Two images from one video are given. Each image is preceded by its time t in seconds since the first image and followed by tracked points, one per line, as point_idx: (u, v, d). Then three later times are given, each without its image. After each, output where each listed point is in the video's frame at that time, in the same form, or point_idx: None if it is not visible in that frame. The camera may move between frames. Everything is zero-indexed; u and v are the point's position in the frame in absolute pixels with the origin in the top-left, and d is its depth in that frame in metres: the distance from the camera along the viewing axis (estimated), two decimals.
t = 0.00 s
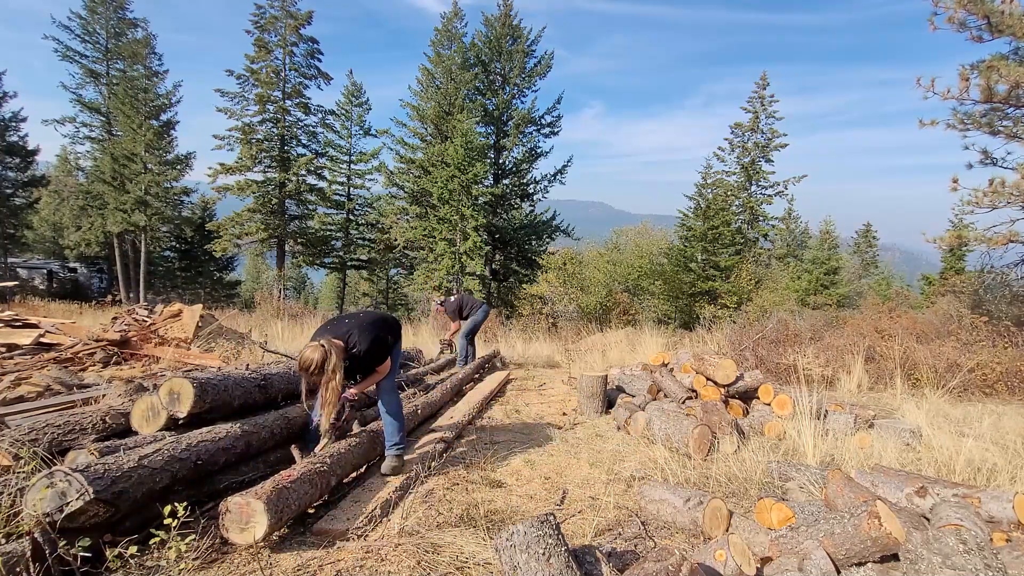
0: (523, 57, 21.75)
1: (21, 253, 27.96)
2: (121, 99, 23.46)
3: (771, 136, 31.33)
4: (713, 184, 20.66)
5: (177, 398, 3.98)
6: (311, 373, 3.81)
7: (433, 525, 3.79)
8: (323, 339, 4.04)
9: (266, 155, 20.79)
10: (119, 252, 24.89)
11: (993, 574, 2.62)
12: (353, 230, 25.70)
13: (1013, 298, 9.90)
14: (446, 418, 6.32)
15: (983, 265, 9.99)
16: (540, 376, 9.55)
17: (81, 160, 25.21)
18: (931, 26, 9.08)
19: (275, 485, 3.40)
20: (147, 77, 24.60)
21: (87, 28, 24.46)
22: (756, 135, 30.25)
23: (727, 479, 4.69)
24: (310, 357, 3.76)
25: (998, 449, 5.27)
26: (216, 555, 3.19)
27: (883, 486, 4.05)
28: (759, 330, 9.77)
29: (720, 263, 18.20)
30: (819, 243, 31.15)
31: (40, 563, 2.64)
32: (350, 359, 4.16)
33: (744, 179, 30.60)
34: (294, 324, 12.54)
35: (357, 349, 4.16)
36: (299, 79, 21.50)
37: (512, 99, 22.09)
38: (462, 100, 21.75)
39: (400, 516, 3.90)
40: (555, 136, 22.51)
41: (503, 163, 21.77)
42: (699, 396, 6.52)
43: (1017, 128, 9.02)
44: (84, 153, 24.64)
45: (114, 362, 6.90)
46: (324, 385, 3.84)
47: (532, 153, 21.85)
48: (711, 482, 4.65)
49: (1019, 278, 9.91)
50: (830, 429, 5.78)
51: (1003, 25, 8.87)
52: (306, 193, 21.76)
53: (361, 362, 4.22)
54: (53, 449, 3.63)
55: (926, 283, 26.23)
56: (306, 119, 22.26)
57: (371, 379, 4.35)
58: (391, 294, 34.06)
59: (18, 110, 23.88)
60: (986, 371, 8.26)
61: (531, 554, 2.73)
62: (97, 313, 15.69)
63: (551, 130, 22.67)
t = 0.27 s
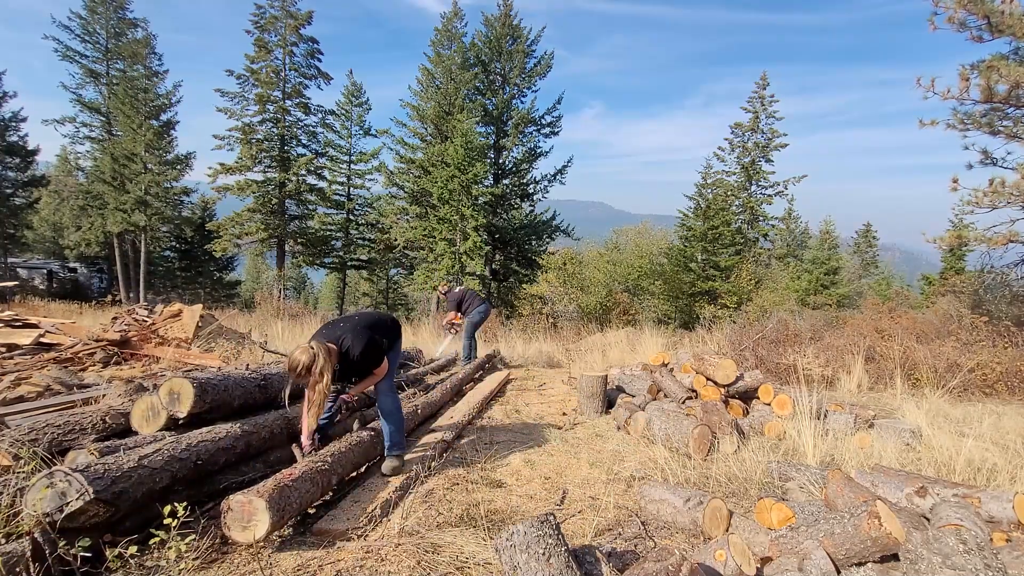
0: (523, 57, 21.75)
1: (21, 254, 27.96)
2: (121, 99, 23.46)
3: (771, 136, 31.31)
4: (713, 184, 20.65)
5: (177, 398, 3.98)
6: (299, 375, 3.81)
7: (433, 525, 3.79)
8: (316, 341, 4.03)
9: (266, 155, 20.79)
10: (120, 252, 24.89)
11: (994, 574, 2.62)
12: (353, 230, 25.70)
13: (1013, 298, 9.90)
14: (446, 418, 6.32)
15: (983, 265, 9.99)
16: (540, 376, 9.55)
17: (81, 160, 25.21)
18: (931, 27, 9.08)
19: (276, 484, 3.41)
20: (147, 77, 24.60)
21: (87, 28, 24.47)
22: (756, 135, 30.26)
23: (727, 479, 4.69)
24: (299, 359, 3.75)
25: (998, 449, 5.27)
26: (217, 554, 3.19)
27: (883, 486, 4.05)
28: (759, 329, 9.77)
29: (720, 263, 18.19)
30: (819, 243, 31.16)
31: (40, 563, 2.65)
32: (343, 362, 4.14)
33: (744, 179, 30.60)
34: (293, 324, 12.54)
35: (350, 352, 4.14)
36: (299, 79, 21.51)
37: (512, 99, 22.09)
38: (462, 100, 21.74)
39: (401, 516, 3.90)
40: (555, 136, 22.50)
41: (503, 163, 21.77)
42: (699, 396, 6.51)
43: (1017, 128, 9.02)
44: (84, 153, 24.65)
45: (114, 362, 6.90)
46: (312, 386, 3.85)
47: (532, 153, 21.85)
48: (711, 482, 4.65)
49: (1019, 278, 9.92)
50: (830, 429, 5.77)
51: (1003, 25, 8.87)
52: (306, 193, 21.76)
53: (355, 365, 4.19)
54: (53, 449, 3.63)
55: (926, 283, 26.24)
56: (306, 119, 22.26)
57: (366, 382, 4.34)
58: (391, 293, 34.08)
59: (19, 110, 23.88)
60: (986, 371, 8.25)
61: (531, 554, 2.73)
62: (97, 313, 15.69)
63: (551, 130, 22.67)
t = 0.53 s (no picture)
0: (523, 57, 21.75)
1: (21, 254, 27.97)
2: (121, 99, 23.46)
3: (772, 136, 31.28)
4: (713, 184, 20.64)
5: (177, 398, 3.98)
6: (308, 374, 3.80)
7: (433, 525, 3.78)
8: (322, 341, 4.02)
9: (266, 155, 20.79)
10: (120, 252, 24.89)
11: (993, 574, 2.62)
12: (353, 230, 25.69)
13: (1013, 298, 9.89)
14: (446, 418, 6.32)
15: (983, 265, 9.98)
16: (540, 376, 9.55)
17: (81, 160, 25.19)
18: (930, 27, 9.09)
19: (275, 484, 3.41)
20: (147, 77, 24.60)
21: (87, 28, 24.47)
22: (756, 135, 30.25)
23: (727, 479, 4.69)
24: (308, 358, 3.76)
25: (998, 449, 5.27)
26: (217, 555, 3.19)
27: (883, 486, 4.05)
28: (759, 329, 9.77)
29: (720, 263, 18.18)
30: (819, 243, 31.16)
31: (40, 563, 2.65)
32: (348, 361, 4.14)
33: (744, 179, 30.60)
34: (293, 323, 12.55)
35: (355, 351, 4.15)
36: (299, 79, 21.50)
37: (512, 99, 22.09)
38: (462, 99, 21.73)
39: (400, 516, 3.90)
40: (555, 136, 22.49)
41: (503, 163, 21.77)
42: (699, 396, 6.51)
43: (1017, 128, 9.02)
44: (84, 153, 24.64)
45: (113, 362, 6.90)
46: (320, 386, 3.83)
47: (532, 153, 21.84)
48: (711, 482, 4.65)
49: (1019, 278, 9.91)
50: (830, 429, 5.78)
51: (1003, 25, 8.87)
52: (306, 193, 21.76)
53: (359, 364, 4.20)
54: (53, 449, 3.63)
55: (926, 283, 26.24)
56: (306, 119, 22.25)
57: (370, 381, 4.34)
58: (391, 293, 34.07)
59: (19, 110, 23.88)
60: (986, 371, 8.25)
61: (531, 554, 2.73)
62: (97, 313, 15.69)
63: (551, 130, 22.65)
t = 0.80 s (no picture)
0: (523, 57, 21.75)
1: (21, 254, 27.97)
2: (121, 99, 23.46)
3: (772, 136, 31.27)
4: (713, 184, 20.63)
5: (176, 398, 3.97)
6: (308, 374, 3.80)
7: (433, 525, 3.78)
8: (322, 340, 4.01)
9: (266, 155, 20.79)
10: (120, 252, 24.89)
11: (993, 574, 2.62)
12: (353, 230, 25.69)
13: (1013, 298, 9.89)
14: (446, 418, 6.32)
15: (983, 265, 9.98)
16: (540, 376, 9.55)
17: (81, 160, 25.19)
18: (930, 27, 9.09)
19: (273, 483, 3.41)
20: (147, 77, 24.58)
21: (87, 28, 24.47)
22: (756, 135, 30.24)
23: (727, 479, 4.69)
24: (307, 358, 3.75)
25: (998, 449, 5.27)
26: (217, 554, 3.19)
27: (883, 486, 4.05)
28: (759, 329, 9.77)
29: (720, 263, 18.16)
30: (819, 243, 31.16)
31: (40, 563, 2.64)
32: (348, 360, 4.14)
33: (744, 179, 30.60)
34: (293, 323, 12.55)
35: (355, 350, 4.15)
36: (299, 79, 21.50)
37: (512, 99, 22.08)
38: (462, 99, 21.72)
39: (400, 516, 3.90)
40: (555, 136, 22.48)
41: (503, 163, 21.77)
42: (699, 396, 6.51)
43: (1017, 128, 9.01)
44: (84, 153, 24.63)
45: (113, 362, 6.89)
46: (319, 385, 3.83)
47: (532, 153, 21.84)
48: (711, 482, 4.65)
49: (1019, 278, 9.90)
50: (830, 429, 5.78)
51: (1003, 25, 8.87)
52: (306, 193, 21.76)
53: (359, 364, 4.20)
54: (53, 449, 3.63)
55: (926, 283, 26.23)
56: (306, 119, 22.23)
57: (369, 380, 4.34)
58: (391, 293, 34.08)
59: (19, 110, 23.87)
60: (986, 371, 8.25)
61: (531, 554, 2.72)
62: (97, 313, 15.69)
63: (551, 130, 22.64)
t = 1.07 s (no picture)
0: (523, 57, 21.76)
1: (21, 254, 27.97)
2: (121, 99, 23.47)
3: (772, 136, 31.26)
4: (713, 184, 20.64)
5: (177, 398, 3.98)
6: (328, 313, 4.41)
7: (434, 526, 3.78)
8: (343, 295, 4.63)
9: (266, 155, 20.80)
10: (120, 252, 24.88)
11: (994, 574, 2.62)
12: (353, 230, 25.69)
13: (1013, 298, 9.89)
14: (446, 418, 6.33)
15: (983, 265, 9.98)
16: (540, 376, 9.56)
17: (81, 160, 25.18)
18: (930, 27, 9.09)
19: (274, 484, 3.41)
20: (147, 77, 24.58)
21: (87, 28, 24.49)
22: (756, 135, 30.25)
23: (727, 479, 4.69)
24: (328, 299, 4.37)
25: (998, 449, 5.27)
26: (217, 555, 3.19)
27: (883, 486, 4.05)
28: (759, 329, 9.78)
29: (720, 263, 18.16)
30: (819, 244, 31.17)
31: (40, 563, 2.65)
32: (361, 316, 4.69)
33: (744, 180, 30.61)
34: (293, 323, 12.54)
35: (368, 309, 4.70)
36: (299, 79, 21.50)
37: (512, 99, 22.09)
38: (462, 100, 21.73)
39: (400, 516, 3.90)
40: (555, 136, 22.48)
41: (503, 163, 21.77)
42: (699, 396, 6.51)
43: (1017, 128, 9.02)
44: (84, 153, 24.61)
45: (113, 362, 6.89)
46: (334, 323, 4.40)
47: (532, 153, 21.84)
48: (711, 482, 4.65)
49: (1019, 278, 9.89)
50: (830, 429, 5.78)
51: (1003, 25, 8.87)
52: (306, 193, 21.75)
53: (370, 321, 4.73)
54: (53, 449, 3.63)
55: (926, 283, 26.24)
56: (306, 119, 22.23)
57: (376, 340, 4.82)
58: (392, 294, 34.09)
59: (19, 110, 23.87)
60: (986, 371, 8.25)
61: (531, 554, 2.73)
62: (97, 313, 15.69)
63: (551, 130, 22.64)
